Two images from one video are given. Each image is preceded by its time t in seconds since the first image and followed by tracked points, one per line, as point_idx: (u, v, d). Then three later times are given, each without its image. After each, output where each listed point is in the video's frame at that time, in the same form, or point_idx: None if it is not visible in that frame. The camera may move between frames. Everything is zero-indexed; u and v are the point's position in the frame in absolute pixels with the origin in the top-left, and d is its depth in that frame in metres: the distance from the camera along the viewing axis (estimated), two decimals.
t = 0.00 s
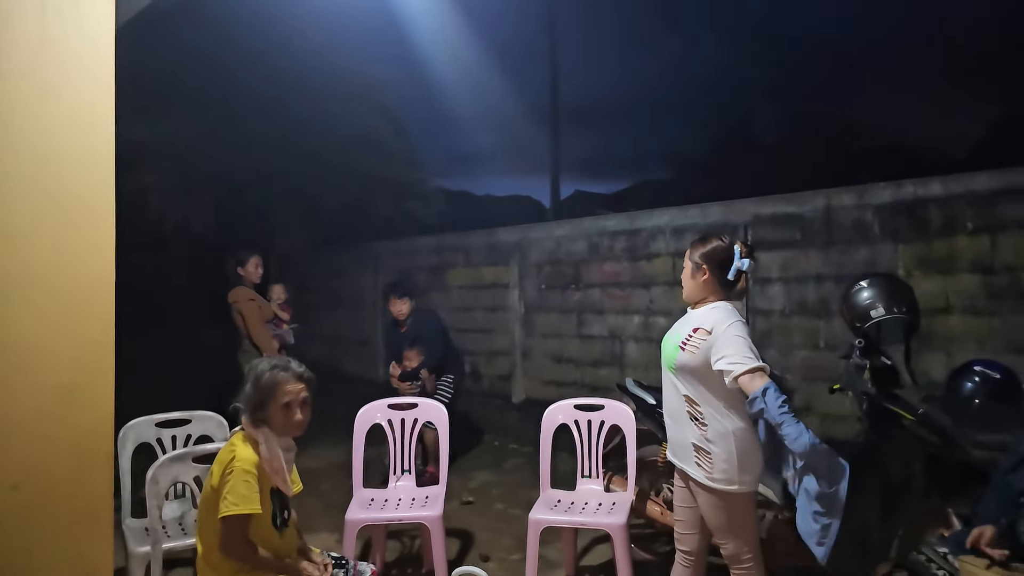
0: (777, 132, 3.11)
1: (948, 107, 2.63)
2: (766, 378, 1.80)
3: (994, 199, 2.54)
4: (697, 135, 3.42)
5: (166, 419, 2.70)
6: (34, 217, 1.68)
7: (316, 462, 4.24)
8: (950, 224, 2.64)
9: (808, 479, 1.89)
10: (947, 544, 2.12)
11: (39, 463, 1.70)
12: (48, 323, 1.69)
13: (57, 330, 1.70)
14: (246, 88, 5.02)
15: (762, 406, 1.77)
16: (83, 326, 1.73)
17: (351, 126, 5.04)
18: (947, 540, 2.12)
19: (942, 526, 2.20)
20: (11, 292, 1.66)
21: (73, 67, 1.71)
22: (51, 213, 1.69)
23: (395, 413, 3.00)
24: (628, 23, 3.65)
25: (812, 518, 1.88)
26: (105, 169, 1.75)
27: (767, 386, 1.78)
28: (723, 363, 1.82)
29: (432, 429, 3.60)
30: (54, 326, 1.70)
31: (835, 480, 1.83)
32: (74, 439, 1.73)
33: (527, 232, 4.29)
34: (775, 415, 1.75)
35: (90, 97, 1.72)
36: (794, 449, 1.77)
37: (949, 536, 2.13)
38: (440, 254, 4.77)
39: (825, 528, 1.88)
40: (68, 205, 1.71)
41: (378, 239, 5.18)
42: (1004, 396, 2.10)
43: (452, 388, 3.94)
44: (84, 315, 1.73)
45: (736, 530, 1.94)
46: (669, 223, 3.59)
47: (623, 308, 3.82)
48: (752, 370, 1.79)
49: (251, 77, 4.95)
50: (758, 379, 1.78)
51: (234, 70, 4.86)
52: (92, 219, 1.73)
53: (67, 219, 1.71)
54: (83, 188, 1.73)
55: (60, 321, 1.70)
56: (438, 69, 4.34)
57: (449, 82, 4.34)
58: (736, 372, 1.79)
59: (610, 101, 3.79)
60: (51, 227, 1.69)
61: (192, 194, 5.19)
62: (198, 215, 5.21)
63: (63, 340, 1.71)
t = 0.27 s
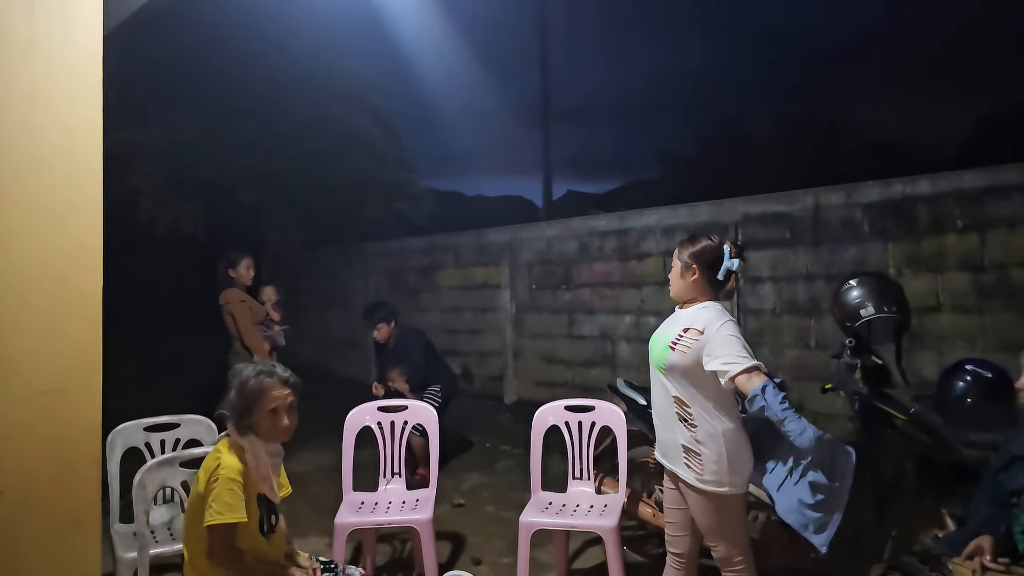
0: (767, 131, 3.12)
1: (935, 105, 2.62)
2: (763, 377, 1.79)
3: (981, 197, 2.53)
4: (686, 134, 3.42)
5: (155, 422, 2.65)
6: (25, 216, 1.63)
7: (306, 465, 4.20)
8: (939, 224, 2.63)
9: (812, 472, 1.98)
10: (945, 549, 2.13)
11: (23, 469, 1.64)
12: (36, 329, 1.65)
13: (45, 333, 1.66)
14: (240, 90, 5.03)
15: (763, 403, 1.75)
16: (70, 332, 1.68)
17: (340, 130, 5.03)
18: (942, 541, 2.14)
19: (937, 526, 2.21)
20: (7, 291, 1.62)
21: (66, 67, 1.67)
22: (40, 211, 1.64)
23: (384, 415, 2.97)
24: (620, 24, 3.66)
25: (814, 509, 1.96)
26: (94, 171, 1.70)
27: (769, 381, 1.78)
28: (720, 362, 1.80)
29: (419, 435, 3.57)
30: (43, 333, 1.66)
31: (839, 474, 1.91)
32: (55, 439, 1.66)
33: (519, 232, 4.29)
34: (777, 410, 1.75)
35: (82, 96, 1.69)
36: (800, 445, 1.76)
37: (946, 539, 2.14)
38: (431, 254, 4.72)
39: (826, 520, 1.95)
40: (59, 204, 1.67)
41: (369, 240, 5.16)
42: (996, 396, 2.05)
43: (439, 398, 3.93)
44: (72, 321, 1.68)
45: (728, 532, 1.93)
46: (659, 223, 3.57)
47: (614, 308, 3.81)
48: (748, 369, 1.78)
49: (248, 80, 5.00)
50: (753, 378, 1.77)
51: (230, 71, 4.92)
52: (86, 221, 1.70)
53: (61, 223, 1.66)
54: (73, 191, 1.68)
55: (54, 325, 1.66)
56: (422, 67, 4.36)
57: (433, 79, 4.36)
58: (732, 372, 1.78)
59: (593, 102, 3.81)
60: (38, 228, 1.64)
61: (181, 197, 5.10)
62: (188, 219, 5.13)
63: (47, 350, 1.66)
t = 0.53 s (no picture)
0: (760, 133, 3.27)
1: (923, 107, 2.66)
2: (750, 377, 1.78)
3: (970, 195, 2.52)
4: (685, 137, 3.58)
5: (143, 424, 2.63)
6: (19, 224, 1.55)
7: (298, 467, 4.19)
8: (928, 223, 2.63)
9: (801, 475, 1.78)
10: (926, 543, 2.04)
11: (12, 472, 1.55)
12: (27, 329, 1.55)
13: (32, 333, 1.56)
14: (233, 93, 4.87)
15: (748, 404, 1.74)
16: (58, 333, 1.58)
17: (331, 131, 5.07)
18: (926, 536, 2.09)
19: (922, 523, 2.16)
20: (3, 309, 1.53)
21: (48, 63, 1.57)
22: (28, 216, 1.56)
23: (374, 416, 2.97)
24: (609, 25, 3.76)
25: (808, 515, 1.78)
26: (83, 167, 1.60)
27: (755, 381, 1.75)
28: (708, 362, 1.79)
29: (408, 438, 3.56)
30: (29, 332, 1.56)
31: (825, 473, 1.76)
32: (47, 439, 1.57)
33: (511, 233, 4.25)
34: (762, 412, 1.73)
35: (64, 90, 1.58)
36: (782, 448, 1.76)
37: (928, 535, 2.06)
38: (424, 256, 4.70)
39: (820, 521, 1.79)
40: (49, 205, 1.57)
41: (364, 241, 5.10)
42: (982, 394, 2.08)
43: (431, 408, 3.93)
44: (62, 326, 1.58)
45: (717, 532, 1.93)
46: (650, 223, 3.55)
47: (605, 309, 3.78)
48: (736, 368, 1.77)
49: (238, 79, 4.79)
50: (741, 378, 1.76)
51: (219, 75, 4.72)
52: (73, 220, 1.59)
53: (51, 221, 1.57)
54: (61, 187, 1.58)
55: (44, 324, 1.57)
56: (409, 72, 4.41)
57: (420, 85, 4.40)
58: (720, 371, 1.77)
59: (588, 99, 4.00)
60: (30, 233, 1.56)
61: (174, 200, 5.23)
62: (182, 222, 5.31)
63: (36, 351, 1.56)
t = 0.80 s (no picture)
0: (762, 134, 3.30)
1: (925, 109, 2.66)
2: (749, 376, 1.79)
3: (970, 198, 2.53)
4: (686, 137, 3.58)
5: (139, 420, 2.63)
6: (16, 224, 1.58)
7: (294, 464, 4.19)
8: (926, 226, 2.63)
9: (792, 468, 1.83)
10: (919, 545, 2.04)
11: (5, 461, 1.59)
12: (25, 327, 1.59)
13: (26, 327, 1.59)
14: (224, 92, 4.81)
15: (749, 403, 1.75)
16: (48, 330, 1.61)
17: (328, 128, 5.03)
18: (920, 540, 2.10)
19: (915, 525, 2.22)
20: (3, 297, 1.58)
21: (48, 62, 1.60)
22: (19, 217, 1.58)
23: (370, 414, 2.97)
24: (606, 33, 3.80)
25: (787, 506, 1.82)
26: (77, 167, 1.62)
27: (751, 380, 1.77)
28: (706, 361, 1.80)
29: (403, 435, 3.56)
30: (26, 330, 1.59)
31: (819, 474, 1.79)
32: (42, 438, 1.61)
33: (507, 233, 4.28)
34: (762, 410, 1.74)
35: (60, 92, 1.61)
36: (784, 444, 1.75)
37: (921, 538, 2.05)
38: (421, 254, 4.76)
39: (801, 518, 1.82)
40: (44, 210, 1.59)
41: (362, 240, 5.21)
42: (976, 399, 2.07)
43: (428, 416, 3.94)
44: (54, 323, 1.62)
45: (711, 533, 1.93)
46: (647, 224, 3.56)
47: (602, 309, 3.79)
48: (734, 368, 1.78)
49: (234, 78, 4.78)
50: (740, 377, 1.78)
51: (210, 71, 4.66)
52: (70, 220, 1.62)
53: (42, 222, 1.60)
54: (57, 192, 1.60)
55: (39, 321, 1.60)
56: (406, 70, 4.41)
57: (417, 83, 4.42)
58: (719, 371, 1.78)
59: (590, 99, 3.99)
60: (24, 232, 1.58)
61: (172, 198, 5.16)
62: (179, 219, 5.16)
63: (36, 354, 1.60)
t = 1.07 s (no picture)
0: (765, 134, 3.31)
1: (926, 107, 2.66)
2: (757, 377, 1.78)
3: (976, 197, 2.49)
4: (685, 141, 3.67)
5: (143, 419, 2.62)
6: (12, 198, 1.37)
7: (295, 464, 4.18)
8: (931, 224, 2.60)
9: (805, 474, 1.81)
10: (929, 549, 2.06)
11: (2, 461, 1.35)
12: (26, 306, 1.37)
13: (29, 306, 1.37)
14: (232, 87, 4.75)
15: (757, 404, 1.73)
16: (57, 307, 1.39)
17: (333, 133, 5.14)
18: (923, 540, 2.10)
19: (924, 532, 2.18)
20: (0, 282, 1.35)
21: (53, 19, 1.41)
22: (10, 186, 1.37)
23: (372, 414, 2.96)
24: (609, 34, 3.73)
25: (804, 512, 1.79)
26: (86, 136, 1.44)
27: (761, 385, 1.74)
28: (714, 363, 1.79)
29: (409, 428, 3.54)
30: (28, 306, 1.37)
31: (832, 476, 1.77)
32: (45, 439, 1.38)
33: (508, 234, 4.19)
34: (771, 413, 1.73)
35: (64, 57, 1.42)
36: (792, 447, 1.74)
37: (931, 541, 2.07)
38: (421, 256, 4.64)
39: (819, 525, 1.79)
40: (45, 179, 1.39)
41: (360, 240, 5.12)
42: (985, 400, 2.08)
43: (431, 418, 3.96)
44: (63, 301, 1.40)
45: (717, 534, 1.92)
46: (649, 224, 3.53)
47: (603, 309, 3.77)
48: (743, 369, 1.77)
49: (241, 76, 4.70)
50: (748, 378, 1.76)
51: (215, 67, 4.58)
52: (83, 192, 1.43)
53: (46, 191, 1.39)
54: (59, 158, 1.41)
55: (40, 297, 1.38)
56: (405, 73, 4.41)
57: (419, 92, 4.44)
58: (727, 372, 1.76)
59: (593, 104, 4.06)
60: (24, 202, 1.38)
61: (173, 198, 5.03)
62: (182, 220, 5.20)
63: (34, 348, 1.37)
